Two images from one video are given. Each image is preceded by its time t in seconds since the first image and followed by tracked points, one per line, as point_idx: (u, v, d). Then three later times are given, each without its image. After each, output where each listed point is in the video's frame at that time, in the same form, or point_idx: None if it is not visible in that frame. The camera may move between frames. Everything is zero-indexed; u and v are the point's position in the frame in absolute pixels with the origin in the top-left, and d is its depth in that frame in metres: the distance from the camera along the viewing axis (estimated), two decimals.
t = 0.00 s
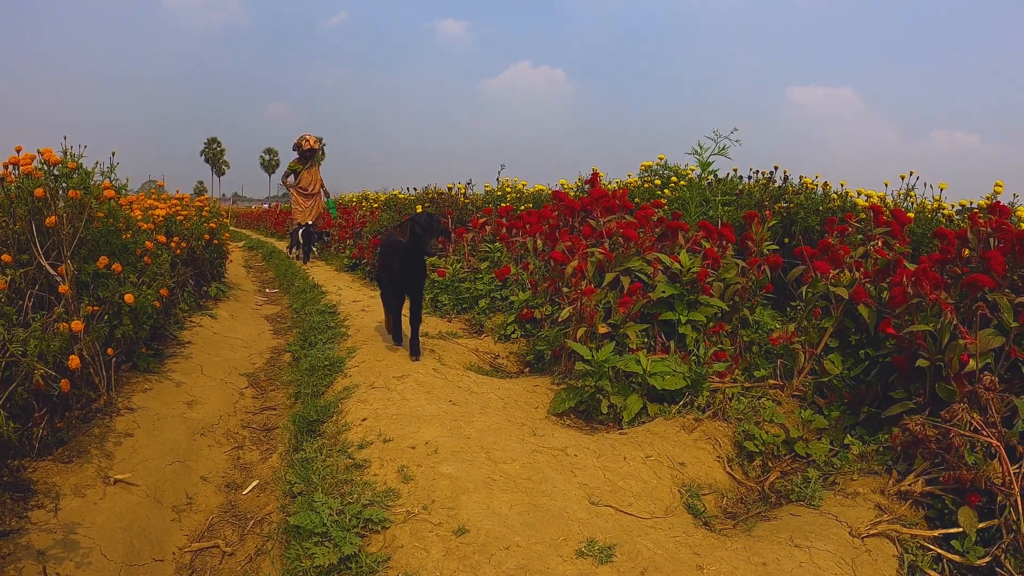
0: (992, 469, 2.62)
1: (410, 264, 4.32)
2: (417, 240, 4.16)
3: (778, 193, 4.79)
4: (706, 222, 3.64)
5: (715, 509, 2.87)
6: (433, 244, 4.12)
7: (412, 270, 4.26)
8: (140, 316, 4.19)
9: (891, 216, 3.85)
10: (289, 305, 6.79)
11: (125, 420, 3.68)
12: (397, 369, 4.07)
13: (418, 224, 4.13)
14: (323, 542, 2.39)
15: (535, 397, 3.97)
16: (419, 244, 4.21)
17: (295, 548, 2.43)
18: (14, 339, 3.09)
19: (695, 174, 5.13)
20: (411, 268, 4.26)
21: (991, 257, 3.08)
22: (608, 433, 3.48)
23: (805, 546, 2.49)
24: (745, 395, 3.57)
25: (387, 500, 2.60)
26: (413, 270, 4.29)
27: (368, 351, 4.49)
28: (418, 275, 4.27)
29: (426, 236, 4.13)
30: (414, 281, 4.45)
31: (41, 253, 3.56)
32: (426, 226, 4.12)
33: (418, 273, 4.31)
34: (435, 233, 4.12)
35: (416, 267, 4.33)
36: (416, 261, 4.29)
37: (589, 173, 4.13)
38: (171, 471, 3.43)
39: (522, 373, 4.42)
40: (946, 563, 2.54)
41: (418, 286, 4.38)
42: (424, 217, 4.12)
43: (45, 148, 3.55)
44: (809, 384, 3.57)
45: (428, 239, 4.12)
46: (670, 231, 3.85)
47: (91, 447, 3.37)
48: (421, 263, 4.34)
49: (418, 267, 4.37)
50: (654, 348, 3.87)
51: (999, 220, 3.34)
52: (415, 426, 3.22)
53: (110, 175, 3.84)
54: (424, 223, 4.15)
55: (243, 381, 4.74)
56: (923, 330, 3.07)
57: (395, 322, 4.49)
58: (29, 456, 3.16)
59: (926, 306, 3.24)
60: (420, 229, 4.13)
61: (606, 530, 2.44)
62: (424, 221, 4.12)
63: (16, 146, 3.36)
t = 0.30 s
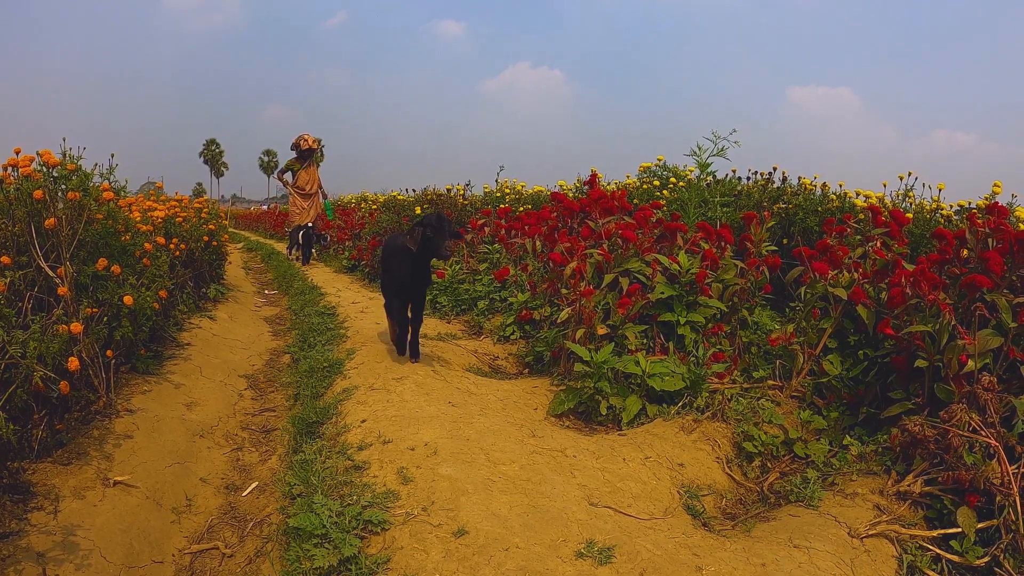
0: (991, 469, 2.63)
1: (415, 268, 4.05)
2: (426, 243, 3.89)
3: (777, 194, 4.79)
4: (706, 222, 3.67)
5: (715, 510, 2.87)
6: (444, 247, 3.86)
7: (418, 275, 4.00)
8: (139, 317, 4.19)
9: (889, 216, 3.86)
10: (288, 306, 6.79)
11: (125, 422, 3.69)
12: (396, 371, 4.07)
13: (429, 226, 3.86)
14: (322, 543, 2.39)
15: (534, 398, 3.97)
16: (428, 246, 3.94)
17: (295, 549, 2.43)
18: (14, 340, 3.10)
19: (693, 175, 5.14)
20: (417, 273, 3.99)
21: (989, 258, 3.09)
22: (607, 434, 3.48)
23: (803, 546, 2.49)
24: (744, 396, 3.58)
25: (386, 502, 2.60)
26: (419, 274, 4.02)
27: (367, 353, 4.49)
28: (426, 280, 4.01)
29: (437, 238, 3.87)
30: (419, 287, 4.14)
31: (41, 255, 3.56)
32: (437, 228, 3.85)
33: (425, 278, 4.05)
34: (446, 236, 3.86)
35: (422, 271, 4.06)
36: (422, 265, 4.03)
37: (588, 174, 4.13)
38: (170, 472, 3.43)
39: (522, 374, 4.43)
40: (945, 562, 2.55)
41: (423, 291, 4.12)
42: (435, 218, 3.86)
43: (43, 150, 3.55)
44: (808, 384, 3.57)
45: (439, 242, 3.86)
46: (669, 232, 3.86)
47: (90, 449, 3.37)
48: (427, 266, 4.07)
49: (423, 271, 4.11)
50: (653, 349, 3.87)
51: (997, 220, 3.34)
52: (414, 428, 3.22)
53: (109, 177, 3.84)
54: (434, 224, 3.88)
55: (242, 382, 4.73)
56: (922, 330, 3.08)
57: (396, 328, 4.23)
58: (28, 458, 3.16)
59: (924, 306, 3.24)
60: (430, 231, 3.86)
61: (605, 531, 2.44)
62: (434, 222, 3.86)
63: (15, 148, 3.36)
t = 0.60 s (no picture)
0: (989, 470, 2.64)
1: (424, 266, 3.91)
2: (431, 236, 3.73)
3: (775, 195, 4.80)
4: (703, 224, 3.66)
5: (714, 512, 2.88)
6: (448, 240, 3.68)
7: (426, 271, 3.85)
8: (139, 320, 4.20)
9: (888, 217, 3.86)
10: (288, 308, 6.79)
11: (124, 424, 3.69)
12: (395, 374, 4.08)
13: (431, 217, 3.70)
14: (322, 546, 2.40)
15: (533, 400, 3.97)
16: (433, 240, 3.78)
17: (294, 552, 2.43)
18: (14, 344, 3.10)
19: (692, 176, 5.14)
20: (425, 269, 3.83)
21: (987, 259, 3.09)
22: (607, 436, 3.49)
23: (802, 548, 2.50)
24: (743, 397, 3.58)
25: (385, 504, 2.60)
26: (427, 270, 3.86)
27: (366, 355, 4.49)
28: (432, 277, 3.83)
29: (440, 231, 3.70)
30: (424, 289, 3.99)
31: (40, 258, 3.56)
32: (440, 220, 3.69)
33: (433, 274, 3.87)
34: (449, 228, 3.69)
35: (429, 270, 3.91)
36: (430, 260, 3.87)
37: (587, 176, 4.13)
38: (170, 475, 3.44)
39: (521, 376, 4.43)
40: (944, 563, 2.55)
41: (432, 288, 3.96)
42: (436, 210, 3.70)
43: (43, 153, 3.56)
44: (807, 386, 3.58)
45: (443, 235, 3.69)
46: (668, 234, 3.87)
47: (90, 452, 3.37)
48: (436, 262, 3.92)
49: (433, 269, 3.95)
50: (652, 351, 3.89)
51: (995, 221, 3.34)
52: (413, 430, 3.23)
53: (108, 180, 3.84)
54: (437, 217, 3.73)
55: (242, 385, 4.74)
56: (920, 332, 3.08)
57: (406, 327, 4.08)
58: (28, 461, 3.16)
59: (923, 307, 3.25)
60: (433, 223, 3.70)
61: (604, 533, 2.44)
62: (437, 214, 3.69)
63: (15, 151, 3.37)
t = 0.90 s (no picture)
0: (987, 472, 2.64)
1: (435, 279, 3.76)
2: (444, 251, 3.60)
3: (773, 197, 4.81)
4: (701, 227, 3.66)
5: (712, 514, 2.88)
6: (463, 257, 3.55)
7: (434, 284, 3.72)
8: (138, 324, 4.21)
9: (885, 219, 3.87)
10: (287, 312, 6.79)
11: (124, 429, 3.70)
12: (393, 378, 4.08)
13: (448, 231, 3.58)
14: (322, 550, 2.40)
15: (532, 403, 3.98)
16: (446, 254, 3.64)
17: (294, 556, 2.43)
18: (13, 349, 3.11)
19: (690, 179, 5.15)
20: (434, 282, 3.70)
21: (984, 260, 3.09)
22: (605, 438, 3.49)
23: (800, 550, 2.50)
24: (741, 400, 3.59)
25: (384, 509, 2.61)
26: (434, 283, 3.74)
27: (365, 359, 4.50)
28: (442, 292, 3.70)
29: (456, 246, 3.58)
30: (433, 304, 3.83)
31: (39, 263, 3.57)
32: (456, 235, 3.57)
33: (442, 288, 3.75)
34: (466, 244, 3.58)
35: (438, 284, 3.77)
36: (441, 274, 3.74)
37: (584, 179, 4.13)
38: (170, 479, 3.44)
39: (519, 380, 4.44)
40: (942, 565, 2.56)
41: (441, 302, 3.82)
42: (454, 223, 3.59)
43: (42, 158, 3.57)
44: (805, 388, 3.58)
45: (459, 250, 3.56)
46: (666, 237, 3.89)
47: (90, 457, 3.38)
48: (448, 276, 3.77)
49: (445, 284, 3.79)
50: (650, 353, 3.90)
51: (993, 222, 3.34)
52: (412, 435, 3.23)
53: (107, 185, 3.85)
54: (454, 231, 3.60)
55: (241, 389, 4.74)
56: (918, 333, 3.08)
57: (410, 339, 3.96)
58: (28, 465, 3.17)
59: (921, 308, 3.26)
60: (449, 237, 3.58)
61: (602, 537, 2.45)
62: (454, 228, 3.58)
63: (14, 156, 3.38)
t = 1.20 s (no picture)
0: (985, 473, 2.65)
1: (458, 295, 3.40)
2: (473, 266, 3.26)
3: (772, 198, 4.81)
4: (699, 229, 3.67)
5: (710, 516, 2.89)
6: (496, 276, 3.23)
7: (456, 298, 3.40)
8: (137, 327, 4.21)
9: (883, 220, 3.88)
10: (285, 314, 6.80)
11: (123, 431, 3.70)
12: (392, 380, 4.09)
13: (480, 245, 3.22)
14: (320, 553, 2.40)
15: (530, 405, 3.98)
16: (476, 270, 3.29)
17: (292, 559, 2.43)
18: (12, 352, 3.11)
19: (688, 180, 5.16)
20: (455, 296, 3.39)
21: (982, 262, 3.10)
22: (603, 440, 3.50)
23: (798, 552, 2.50)
24: (739, 402, 3.60)
25: (382, 511, 2.61)
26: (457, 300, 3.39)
27: (364, 361, 4.50)
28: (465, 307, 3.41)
29: (488, 262, 3.24)
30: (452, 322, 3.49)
31: (38, 266, 3.57)
32: (488, 250, 3.22)
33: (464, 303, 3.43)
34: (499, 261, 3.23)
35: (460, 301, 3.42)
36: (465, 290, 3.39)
37: (582, 181, 4.14)
38: (168, 482, 3.44)
39: (518, 382, 4.45)
40: (940, 566, 2.56)
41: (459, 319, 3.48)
42: (486, 236, 3.24)
43: (40, 161, 3.56)
44: (803, 389, 3.59)
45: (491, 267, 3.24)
46: (664, 238, 3.89)
47: (89, 460, 3.38)
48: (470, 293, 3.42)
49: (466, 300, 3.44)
50: (648, 355, 3.92)
51: (990, 224, 3.35)
52: (410, 437, 3.23)
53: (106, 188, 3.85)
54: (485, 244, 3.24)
55: (240, 391, 4.74)
56: (916, 335, 3.09)
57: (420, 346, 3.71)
58: (26, 468, 3.17)
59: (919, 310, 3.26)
60: (481, 253, 3.22)
61: (600, 539, 2.45)
62: (486, 242, 3.23)
63: (12, 159, 3.38)
